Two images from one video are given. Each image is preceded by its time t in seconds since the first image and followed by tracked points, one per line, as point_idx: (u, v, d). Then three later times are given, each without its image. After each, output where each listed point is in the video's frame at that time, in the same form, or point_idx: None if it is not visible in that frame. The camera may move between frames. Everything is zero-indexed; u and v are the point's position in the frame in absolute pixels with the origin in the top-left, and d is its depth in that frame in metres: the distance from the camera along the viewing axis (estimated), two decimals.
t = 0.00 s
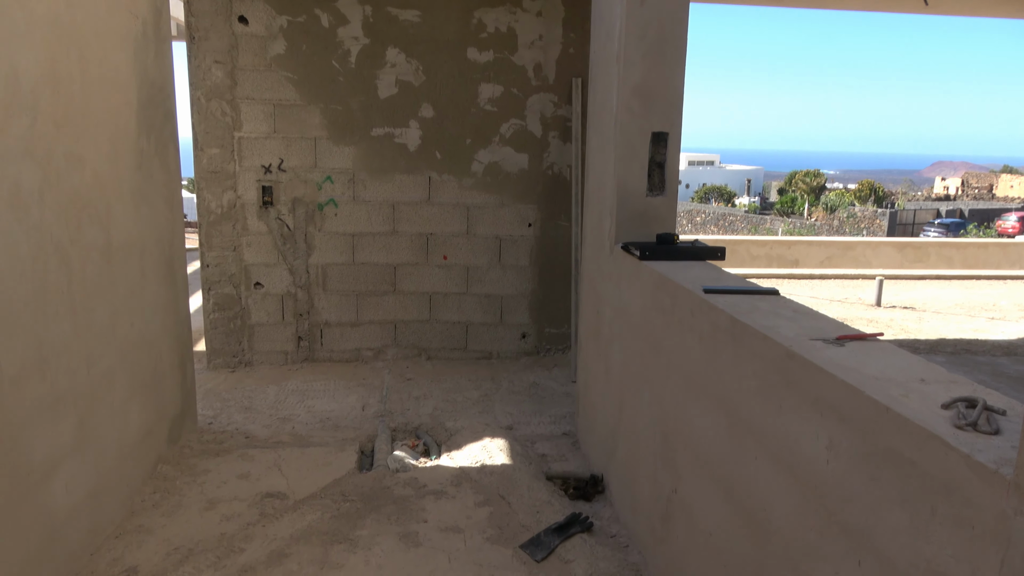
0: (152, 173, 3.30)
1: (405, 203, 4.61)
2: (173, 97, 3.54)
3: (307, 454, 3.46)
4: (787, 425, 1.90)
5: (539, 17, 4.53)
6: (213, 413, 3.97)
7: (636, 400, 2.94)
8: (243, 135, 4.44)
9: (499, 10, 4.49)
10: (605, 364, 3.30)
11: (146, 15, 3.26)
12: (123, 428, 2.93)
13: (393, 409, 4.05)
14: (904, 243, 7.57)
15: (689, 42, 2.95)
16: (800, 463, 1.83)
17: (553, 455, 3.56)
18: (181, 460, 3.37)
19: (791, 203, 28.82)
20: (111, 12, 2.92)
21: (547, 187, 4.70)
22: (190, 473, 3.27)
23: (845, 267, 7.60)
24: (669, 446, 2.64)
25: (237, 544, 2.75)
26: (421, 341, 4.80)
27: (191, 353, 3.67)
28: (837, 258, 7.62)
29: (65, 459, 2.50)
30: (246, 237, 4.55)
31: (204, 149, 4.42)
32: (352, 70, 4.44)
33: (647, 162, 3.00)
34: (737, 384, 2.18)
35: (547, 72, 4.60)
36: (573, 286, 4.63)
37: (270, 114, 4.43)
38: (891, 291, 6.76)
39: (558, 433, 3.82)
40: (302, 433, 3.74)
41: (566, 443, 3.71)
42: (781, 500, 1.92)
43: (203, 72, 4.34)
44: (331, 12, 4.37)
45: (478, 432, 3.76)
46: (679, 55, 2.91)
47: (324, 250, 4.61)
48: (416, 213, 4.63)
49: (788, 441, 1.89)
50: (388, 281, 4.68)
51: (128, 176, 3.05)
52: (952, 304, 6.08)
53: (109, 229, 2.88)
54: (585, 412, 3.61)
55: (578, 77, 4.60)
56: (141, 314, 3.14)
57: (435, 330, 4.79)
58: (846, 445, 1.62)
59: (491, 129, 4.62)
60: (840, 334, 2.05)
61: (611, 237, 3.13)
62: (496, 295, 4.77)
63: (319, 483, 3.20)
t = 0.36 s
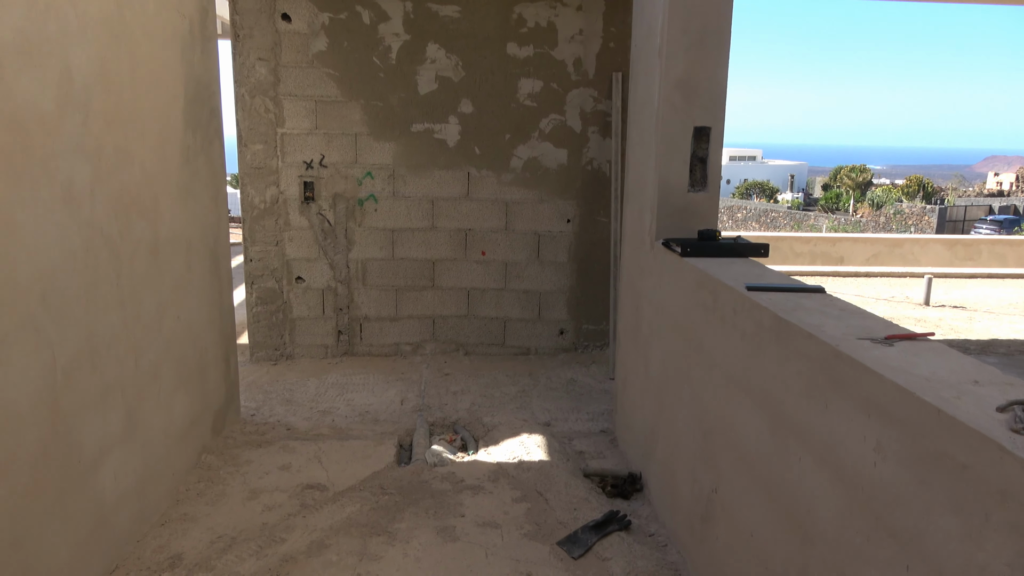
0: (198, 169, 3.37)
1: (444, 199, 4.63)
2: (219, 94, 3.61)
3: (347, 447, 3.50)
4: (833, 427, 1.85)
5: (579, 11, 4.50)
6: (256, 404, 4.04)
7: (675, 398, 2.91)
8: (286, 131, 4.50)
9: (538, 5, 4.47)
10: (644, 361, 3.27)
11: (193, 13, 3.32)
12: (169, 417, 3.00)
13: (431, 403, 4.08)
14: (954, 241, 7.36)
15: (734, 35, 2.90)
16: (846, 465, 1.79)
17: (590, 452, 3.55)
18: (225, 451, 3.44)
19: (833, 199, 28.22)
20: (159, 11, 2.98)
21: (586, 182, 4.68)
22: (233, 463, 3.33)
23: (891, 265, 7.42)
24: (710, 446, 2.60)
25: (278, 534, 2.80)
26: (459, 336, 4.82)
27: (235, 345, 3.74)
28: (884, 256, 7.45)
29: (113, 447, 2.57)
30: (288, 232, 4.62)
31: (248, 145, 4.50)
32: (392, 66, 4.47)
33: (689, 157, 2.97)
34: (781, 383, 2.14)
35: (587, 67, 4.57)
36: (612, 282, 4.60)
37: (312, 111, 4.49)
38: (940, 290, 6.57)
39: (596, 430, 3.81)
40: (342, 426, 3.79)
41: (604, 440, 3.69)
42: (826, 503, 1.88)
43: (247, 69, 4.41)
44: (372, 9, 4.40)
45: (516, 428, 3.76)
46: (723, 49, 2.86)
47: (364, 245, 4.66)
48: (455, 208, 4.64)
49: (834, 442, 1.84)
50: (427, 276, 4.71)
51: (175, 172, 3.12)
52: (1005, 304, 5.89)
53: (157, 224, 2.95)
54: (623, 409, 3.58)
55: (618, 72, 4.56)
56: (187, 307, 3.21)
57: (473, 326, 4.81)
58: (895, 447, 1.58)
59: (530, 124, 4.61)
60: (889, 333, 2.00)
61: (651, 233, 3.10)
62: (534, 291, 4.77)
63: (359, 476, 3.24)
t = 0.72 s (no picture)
0: (235, 167, 3.42)
1: (475, 197, 4.65)
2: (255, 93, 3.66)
3: (378, 443, 3.53)
4: (869, 430, 1.82)
5: (612, 9, 4.48)
6: (289, 400, 4.10)
7: (708, 399, 2.88)
8: (320, 130, 4.55)
9: (571, 2, 4.46)
10: (676, 361, 3.25)
11: (231, 14, 3.37)
12: (205, 411, 3.06)
13: (462, 401, 4.10)
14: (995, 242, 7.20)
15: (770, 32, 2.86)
16: (883, 469, 1.75)
17: (620, 452, 3.53)
18: (258, 445, 3.49)
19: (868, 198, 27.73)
20: (198, 11, 3.04)
21: (617, 181, 4.66)
22: (267, 458, 3.38)
23: (930, 266, 7.28)
24: (742, 448, 2.57)
25: (310, 528, 2.83)
26: (489, 335, 4.84)
27: (269, 341, 3.79)
28: (922, 256, 7.31)
29: (151, 440, 2.63)
30: (322, 230, 4.67)
31: (282, 144, 4.56)
32: (425, 65, 4.49)
33: (724, 156, 2.94)
34: (816, 385, 2.10)
35: (620, 65, 4.55)
36: (644, 282, 4.58)
37: (346, 109, 4.53)
38: (981, 291, 6.43)
39: (626, 430, 3.79)
40: (373, 422, 3.82)
41: (635, 440, 3.67)
42: (862, 508, 1.84)
43: (283, 69, 4.47)
44: (406, 8, 4.43)
45: (546, 427, 3.76)
46: (760, 46, 2.83)
47: (395, 242, 4.69)
48: (486, 207, 4.66)
49: (870, 446, 1.81)
50: (458, 274, 4.73)
51: (212, 170, 3.17)
52: None
53: (194, 221, 3.00)
54: (654, 410, 3.56)
55: (652, 70, 4.53)
56: (223, 304, 3.26)
57: (503, 324, 4.82)
58: (934, 452, 1.54)
59: (562, 123, 4.60)
60: (929, 336, 1.95)
61: (684, 233, 3.07)
62: (565, 290, 4.76)
63: (390, 472, 3.27)
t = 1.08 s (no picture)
0: (271, 167, 3.47)
1: (507, 197, 4.65)
2: (291, 93, 3.70)
3: (409, 441, 3.55)
4: (909, 436, 1.78)
5: (647, 8, 4.45)
6: (322, 397, 4.15)
7: (742, 402, 2.85)
8: (354, 130, 4.59)
9: (605, 2, 4.44)
10: (709, 363, 3.21)
11: (268, 16, 3.42)
12: (241, 406, 3.11)
13: (493, 401, 4.11)
14: None
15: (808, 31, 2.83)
16: (923, 476, 1.71)
17: (652, 454, 3.51)
18: (293, 441, 3.54)
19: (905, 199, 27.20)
20: (237, 14, 3.08)
21: (651, 181, 4.63)
22: (300, 454, 3.42)
23: (970, 268, 7.13)
24: (778, 452, 2.53)
25: (343, 524, 2.86)
26: (521, 334, 4.84)
27: (303, 339, 3.84)
28: (963, 258, 7.16)
29: (189, 434, 2.68)
30: (355, 229, 4.72)
31: (317, 144, 4.61)
32: (458, 65, 4.51)
33: (760, 156, 2.91)
34: (854, 388, 2.07)
35: (654, 64, 4.52)
36: (677, 283, 4.55)
37: (380, 110, 4.57)
38: None
39: (658, 432, 3.76)
40: (405, 420, 3.85)
41: (667, 442, 3.65)
42: (901, 515, 1.81)
43: (318, 69, 4.52)
44: (440, 9, 4.45)
45: (577, 428, 3.76)
46: (798, 45, 2.80)
47: (428, 242, 4.72)
48: (518, 207, 4.66)
49: (910, 452, 1.77)
50: (490, 274, 4.75)
51: (249, 169, 3.21)
52: None
53: (232, 220, 3.05)
54: (686, 412, 3.53)
55: (686, 69, 4.49)
56: (259, 301, 3.31)
57: (534, 324, 4.82)
58: (978, 459, 1.51)
59: (595, 122, 4.58)
60: (973, 340, 1.90)
61: (719, 234, 3.04)
62: (597, 290, 4.75)
63: (422, 470, 3.29)
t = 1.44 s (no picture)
0: (310, 171, 3.52)
1: (542, 200, 4.66)
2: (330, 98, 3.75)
3: (444, 443, 3.57)
4: (956, 445, 1.74)
5: (684, 10, 4.42)
6: (358, 398, 4.19)
7: (781, 408, 2.81)
8: (391, 134, 4.64)
9: (641, 4, 4.42)
10: (747, 368, 3.17)
11: (308, 22, 3.47)
12: (280, 407, 3.15)
13: (527, 404, 4.11)
14: None
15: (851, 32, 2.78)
16: (971, 486, 1.67)
17: (688, 460, 3.48)
18: (330, 441, 3.58)
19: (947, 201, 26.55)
20: (279, 21, 3.14)
21: (687, 184, 4.60)
22: (337, 454, 3.46)
23: (1018, 273, 6.94)
24: (818, 460, 2.49)
25: (380, 525, 2.88)
26: (555, 337, 4.84)
27: (341, 341, 3.89)
28: (1010, 263, 6.97)
29: (230, 434, 2.73)
30: (391, 232, 4.76)
31: (355, 148, 4.67)
32: (494, 69, 4.53)
33: (800, 159, 2.87)
34: (899, 396, 2.02)
35: (691, 66, 4.48)
36: (714, 287, 4.50)
37: (416, 114, 4.61)
38: None
39: (694, 437, 3.73)
40: (440, 422, 3.87)
41: (703, 448, 3.61)
42: (948, 527, 1.76)
43: (356, 74, 4.57)
44: (476, 13, 4.47)
45: (612, 432, 3.74)
46: (841, 47, 2.75)
47: (463, 245, 4.74)
48: (553, 210, 4.66)
49: (958, 461, 1.72)
50: (524, 277, 4.75)
51: (289, 173, 3.27)
52: None
53: (272, 224, 3.10)
54: (724, 417, 3.49)
55: (724, 70, 4.45)
56: (298, 303, 3.36)
57: (569, 327, 4.81)
58: None
59: (630, 125, 4.56)
60: None
61: (758, 238, 3.01)
62: (632, 294, 4.73)
63: (457, 472, 3.30)
